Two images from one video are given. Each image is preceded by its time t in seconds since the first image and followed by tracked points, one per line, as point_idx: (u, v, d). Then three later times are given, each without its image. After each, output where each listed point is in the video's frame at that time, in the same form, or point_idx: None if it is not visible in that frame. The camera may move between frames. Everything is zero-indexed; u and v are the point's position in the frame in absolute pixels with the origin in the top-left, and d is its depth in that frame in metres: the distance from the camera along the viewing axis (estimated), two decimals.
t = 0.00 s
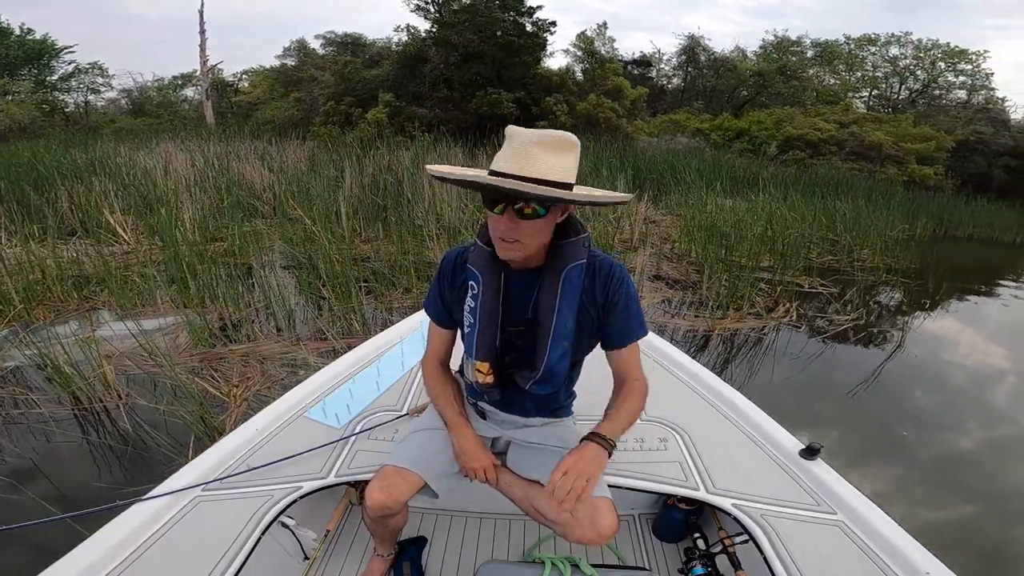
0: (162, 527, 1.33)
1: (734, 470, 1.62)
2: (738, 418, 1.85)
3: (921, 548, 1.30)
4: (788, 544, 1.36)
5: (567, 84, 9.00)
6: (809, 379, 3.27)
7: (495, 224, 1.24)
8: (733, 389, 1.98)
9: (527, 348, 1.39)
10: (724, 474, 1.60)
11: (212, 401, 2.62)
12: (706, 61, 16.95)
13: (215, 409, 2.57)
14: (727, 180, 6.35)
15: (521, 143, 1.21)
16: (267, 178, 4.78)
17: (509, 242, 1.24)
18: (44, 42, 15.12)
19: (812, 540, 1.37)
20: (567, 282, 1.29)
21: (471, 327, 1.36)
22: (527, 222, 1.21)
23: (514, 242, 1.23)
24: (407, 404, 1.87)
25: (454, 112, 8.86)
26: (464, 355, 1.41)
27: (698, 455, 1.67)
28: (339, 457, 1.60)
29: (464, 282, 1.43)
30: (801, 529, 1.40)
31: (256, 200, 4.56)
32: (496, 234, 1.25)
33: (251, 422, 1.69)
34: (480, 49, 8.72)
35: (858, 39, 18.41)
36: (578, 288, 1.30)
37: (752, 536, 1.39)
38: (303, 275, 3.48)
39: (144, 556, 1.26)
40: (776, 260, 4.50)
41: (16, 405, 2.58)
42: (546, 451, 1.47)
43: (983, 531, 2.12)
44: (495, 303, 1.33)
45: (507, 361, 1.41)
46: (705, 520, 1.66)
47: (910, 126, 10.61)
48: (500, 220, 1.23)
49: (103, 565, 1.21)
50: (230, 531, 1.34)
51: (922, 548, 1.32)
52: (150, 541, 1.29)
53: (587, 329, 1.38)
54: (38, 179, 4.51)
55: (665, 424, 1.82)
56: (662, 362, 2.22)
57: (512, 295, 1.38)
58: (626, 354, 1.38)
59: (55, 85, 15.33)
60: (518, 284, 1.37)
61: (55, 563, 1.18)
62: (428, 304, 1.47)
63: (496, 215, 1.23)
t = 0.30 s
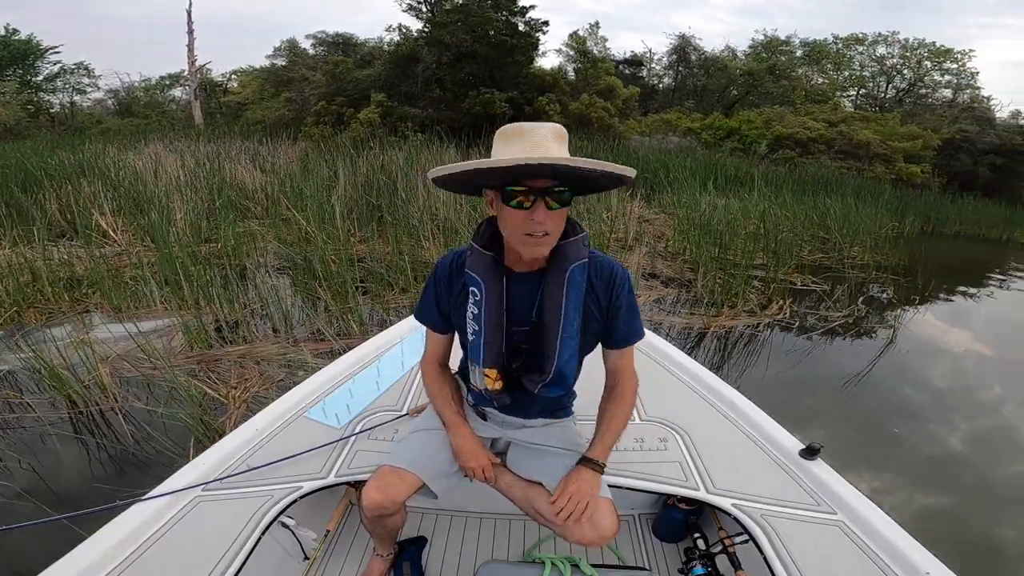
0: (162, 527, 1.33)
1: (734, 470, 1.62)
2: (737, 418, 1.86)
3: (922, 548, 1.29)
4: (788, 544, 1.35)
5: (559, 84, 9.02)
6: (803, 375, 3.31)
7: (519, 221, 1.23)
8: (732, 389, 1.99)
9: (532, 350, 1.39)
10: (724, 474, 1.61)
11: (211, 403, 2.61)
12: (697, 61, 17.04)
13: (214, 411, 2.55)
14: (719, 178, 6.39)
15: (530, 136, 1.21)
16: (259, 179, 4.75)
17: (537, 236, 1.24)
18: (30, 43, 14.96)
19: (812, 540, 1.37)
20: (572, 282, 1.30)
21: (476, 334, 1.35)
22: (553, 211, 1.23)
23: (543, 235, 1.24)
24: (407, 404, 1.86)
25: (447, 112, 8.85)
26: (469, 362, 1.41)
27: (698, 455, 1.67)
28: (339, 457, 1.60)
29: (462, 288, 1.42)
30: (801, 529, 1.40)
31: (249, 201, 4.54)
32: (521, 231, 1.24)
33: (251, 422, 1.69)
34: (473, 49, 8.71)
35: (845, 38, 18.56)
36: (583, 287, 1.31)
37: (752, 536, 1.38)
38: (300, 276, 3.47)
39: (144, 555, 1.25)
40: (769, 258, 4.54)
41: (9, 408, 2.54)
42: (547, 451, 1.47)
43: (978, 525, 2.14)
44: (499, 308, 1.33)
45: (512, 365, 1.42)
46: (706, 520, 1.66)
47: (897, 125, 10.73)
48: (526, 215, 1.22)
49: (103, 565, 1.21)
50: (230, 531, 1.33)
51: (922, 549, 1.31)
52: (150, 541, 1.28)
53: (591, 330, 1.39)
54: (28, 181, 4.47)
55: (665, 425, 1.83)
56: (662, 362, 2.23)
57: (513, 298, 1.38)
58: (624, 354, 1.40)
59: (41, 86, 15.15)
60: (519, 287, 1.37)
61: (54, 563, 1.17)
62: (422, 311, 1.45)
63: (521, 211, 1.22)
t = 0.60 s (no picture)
0: (162, 527, 1.32)
1: (734, 470, 1.63)
2: (737, 418, 1.87)
3: (921, 548, 1.30)
4: (788, 544, 1.36)
5: (552, 83, 9.01)
6: (797, 372, 3.35)
7: (525, 220, 1.22)
8: (732, 388, 2.00)
9: (535, 351, 1.39)
10: (723, 474, 1.62)
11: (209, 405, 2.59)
12: (688, 60, 17.10)
13: (212, 412, 2.54)
14: (712, 177, 6.43)
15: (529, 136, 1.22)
16: (251, 179, 4.72)
17: (542, 236, 1.23)
18: (14, 43, 14.75)
19: (812, 540, 1.38)
20: (572, 282, 1.30)
21: (478, 339, 1.35)
22: (557, 210, 1.23)
23: (548, 234, 1.23)
24: (407, 404, 1.86)
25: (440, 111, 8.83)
26: (472, 367, 1.41)
27: (698, 455, 1.68)
28: (339, 457, 1.59)
29: (461, 292, 1.41)
30: (801, 529, 1.40)
31: (241, 202, 4.51)
32: (526, 231, 1.23)
33: (251, 422, 1.68)
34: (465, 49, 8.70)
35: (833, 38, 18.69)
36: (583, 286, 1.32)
37: (752, 536, 1.39)
38: (296, 277, 3.45)
39: (144, 555, 1.25)
40: (763, 256, 4.58)
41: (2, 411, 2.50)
42: (547, 452, 1.47)
43: (970, 519, 2.16)
44: (500, 310, 1.33)
45: (515, 367, 1.42)
46: (706, 520, 1.67)
47: (885, 124, 10.83)
48: (532, 215, 1.21)
49: (103, 565, 1.20)
50: (230, 531, 1.33)
51: (922, 549, 1.32)
52: (150, 541, 1.28)
53: (592, 330, 1.40)
54: (16, 182, 4.41)
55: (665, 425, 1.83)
56: (662, 362, 2.24)
57: (514, 300, 1.38)
58: (622, 352, 1.41)
59: (26, 86, 14.92)
60: (519, 288, 1.37)
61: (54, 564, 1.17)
62: (419, 315, 1.44)
63: (526, 211, 1.21)
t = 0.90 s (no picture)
0: (162, 527, 1.32)
1: (734, 469, 1.64)
2: (737, 418, 1.88)
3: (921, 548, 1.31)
4: (788, 544, 1.37)
5: (545, 83, 9.01)
6: (790, 368, 3.38)
7: (557, 222, 1.22)
8: (732, 388, 2.01)
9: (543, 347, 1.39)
10: (723, 474, 1.63)
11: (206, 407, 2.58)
12: (678, 60, 17.17)
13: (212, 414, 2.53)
14: (704, 177, 6.47)
15: (560, 138, 1.24)
16: (244, 180, 4.69)
17: (572, 236, 1.25)
18: None
19: (812, 540, 1.38)
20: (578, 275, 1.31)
21: (489, 339, 1.35)
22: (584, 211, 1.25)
23: (579, 234, 1.25)
24: (408, 404, 1.86)
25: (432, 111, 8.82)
26: (482, 369, 1.40)
27: (698, 455, 1.69)
28: (339, 457, 1.59)
29: (465, 291, 1.40)
30: (801, 529, 1.41)
31: (234, 202, 4.48)
32: (558, 231, 1.23)
33: (251, 422, 1.68)
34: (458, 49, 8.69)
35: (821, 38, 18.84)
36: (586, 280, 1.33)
37: (752, 536, 1.40)
38: (292, 279, 3.44)
39: (144, 555, 1.25)
40: (756, 254, 4.61)
41: None
42: (547, 452, 1.48)
43: (964, 515, 2.19)
44: (507, 308, 1.33)
45: (523, 365, 1.42)
46: (706, 520, 1.68)
47: (873, 123, 10.94)
48: (566, 215, 1.22)
49: (104, 565, 1.20)
50: (230, 531, 1.33)
51: (922, 549, 1.33)
52: (150, 541, 1.28)
53: (595, 324, 1.41)
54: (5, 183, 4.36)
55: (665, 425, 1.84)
56: (661, 362, 2.25)
57: (520, 298, 1.39)
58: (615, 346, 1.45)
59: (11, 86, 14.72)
60: (525, 287, 1.38)
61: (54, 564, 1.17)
62: (417, 318, 1.43)
63: (559, 213, 1.22)
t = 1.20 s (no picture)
0: (162, 527, 1.32)
1: (734, 469, 1.65)
2: (737, 418, 1.89)
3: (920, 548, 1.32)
4: (788, 544, 1.38)
5: (538, 82, 9.01)
6: (784, 365, 3.41)
7: (563, 223, 1.23)
8: (732, 388, 2.02)
9: (549, 347, 1.39)
10: (723, 474, 1.63)
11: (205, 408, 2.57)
12: (670, 59, 17.23)
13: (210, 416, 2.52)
14: (697, 176, 6.50)
15: (571, 140, 1.25)
16: (238, 180, 4.67)
17: (578, 237, 1.26)
18: None
19: (812, 540, 1.39)
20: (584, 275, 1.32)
21: (495, 339, 1.35)
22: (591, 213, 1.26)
23: (585, 236, 1.26)
24: (407, 404, 1.86)
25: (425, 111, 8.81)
26: (489, 368, 1.40)
27: (698, 455, 1.70)
28: (339, 457, 1.58)
29: (472, 289, 1.40)
30: (800, 529, 1.42)
31: (228, 203, 4.46)
32: (565, 232, 1.24)
33: (250, 422, 1.67)
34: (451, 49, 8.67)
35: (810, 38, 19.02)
36: (593, 279, 1.34)
37: (752, 536, 1.41)
38: (290, 284, 3.44)
39: (144, 555, 1.24)
40: (750, 253, 4.64)
41: None
42: (548, 452, 1.49)
43: (958, 510, 2.21)
44: (514, 307, 1.33)
45: (529, 365, 1.42)
46: (706, 520, 1.68)
47: (862, 123, 11.04)
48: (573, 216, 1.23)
49: (103, 565, 1.20)
50: (230, 530, 1.32)
51: (921, 549, 1.34)
52: (150, 541, 1.28)
53: (599, 324, 1.43)
54: None
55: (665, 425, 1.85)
56: (661, 362, 2.26)
57: (526, 297, 1.39)
58: (618, 346, 1.46)
59: None
60: (531, 286, 1.38)
61: (54, 564, 1.16)
62: (419, 317, 1.42)
63: (566, 214, 1.22)
